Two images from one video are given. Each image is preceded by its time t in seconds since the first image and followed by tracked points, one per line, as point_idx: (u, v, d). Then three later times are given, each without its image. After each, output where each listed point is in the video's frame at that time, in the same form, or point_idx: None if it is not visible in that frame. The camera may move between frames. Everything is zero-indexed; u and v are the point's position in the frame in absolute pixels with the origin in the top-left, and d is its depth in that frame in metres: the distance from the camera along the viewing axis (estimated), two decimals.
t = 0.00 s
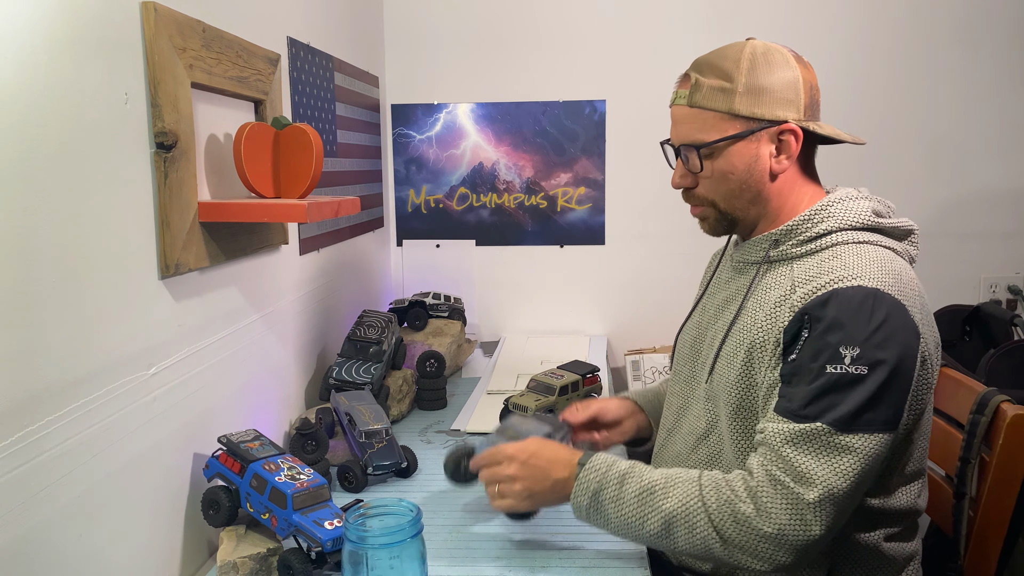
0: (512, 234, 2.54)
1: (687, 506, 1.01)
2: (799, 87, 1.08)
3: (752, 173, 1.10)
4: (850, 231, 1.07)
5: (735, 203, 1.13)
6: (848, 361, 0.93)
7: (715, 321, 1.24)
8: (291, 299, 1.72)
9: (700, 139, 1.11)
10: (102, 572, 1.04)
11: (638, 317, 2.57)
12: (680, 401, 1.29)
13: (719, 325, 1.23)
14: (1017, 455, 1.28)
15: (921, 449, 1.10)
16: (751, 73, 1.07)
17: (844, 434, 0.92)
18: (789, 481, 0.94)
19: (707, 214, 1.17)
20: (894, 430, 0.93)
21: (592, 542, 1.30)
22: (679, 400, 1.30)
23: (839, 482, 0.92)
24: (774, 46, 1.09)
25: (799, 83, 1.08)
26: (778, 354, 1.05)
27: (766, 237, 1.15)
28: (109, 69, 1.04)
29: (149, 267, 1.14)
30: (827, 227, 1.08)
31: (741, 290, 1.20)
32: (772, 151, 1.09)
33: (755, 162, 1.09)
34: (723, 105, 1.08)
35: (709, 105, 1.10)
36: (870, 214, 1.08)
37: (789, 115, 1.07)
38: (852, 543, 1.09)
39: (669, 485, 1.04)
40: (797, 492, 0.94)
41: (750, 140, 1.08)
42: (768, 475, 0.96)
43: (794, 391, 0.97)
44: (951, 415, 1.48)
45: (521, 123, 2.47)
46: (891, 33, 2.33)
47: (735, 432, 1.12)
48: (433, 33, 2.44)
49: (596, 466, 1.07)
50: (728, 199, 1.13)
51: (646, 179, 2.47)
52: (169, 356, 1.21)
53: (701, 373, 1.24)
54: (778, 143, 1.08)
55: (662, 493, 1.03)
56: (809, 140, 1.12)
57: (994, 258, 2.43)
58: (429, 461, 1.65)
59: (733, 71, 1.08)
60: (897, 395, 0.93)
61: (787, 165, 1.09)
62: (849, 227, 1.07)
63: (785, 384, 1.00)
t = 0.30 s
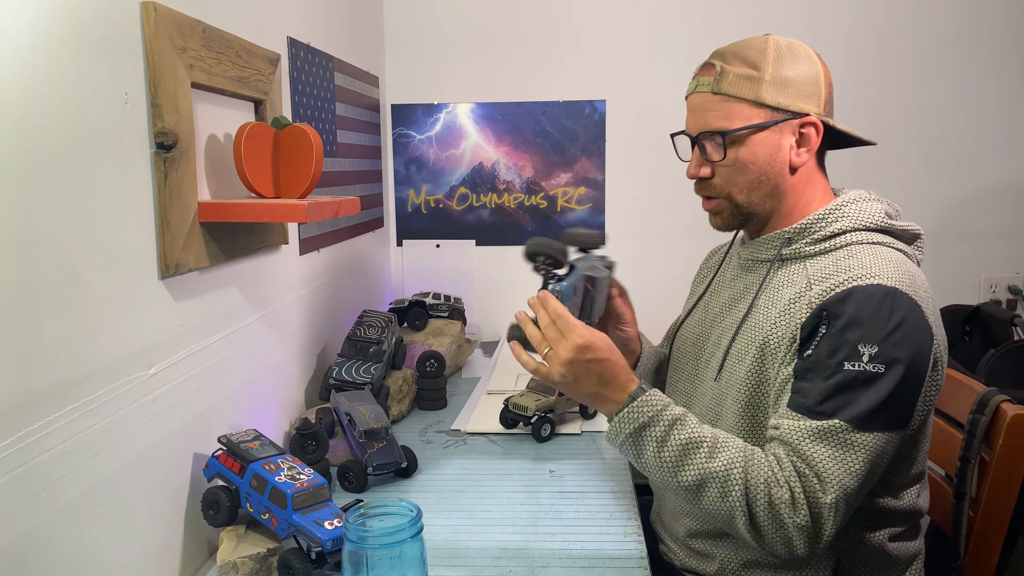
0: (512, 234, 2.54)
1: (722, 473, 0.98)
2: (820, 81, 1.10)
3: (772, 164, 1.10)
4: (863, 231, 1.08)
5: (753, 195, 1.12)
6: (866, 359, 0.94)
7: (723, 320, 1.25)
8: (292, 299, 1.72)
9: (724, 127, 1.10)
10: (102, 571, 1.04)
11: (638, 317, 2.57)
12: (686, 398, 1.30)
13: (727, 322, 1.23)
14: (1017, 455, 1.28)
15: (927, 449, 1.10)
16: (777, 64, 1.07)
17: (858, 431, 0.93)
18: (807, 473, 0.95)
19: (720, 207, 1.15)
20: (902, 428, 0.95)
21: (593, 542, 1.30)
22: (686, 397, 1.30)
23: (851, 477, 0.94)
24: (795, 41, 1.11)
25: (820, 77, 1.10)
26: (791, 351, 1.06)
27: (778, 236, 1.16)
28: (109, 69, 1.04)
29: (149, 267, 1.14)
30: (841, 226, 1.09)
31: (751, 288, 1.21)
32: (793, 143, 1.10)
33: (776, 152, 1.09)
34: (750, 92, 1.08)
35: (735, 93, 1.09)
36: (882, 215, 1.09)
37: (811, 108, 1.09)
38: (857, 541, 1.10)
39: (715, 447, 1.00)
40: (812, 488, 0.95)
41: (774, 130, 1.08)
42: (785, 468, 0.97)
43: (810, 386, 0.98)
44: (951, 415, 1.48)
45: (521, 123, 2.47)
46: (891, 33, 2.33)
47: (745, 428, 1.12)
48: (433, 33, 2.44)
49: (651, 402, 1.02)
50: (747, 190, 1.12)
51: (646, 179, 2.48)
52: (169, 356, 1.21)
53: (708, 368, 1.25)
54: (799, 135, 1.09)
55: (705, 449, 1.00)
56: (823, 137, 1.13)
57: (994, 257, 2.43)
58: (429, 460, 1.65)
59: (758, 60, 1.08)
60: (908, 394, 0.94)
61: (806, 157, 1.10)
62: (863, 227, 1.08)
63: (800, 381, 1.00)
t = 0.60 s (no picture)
0: (512, 234, 2.54)
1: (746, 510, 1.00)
2: (827, 79, 1.10)
3: (786, 162, 1.09)
4: (868, 234, 1.09)
5: (767, 195, 1.11)
6: (882, 368, 0.94)
7: (727, 324, 1.25)
8: (292, 299, 1.72)
9: (738, 126, 1.09)
10: (102, 572, 1.03)
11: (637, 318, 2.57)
12: (688, 401, 1.30)
13: (731, 326, 1.23)
14: (1018, 455, 1.28)
15: (936, 453, 1.10)
16: (787, 62, 1.07)
17: (882, 444, 0.93)
18: (834, 493, 0.95)
19: (733, 207, 1.14)
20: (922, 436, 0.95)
21: (593, 543, 1.30)
22: (688, 399, 1.30)
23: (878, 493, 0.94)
24: (800, 40, 1.11)
25: (827, 75, 1.10)
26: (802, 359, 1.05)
27: (784, 239, 1.15)
28: (108, 69, 1.04)
29: (149, 267, 1.14)
30: (846, 229, 1.09)
31: (756, 291, 1.21)
32: (805, 141, 1.10)
33: (788, 151, 1.09)
34: (761, 91, 1.07)
35: (746, 92, 1.08)
36: (887, 216, 1.09)
37: (821, 106, 1.09)
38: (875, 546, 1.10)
39: (734, 485, 1.02)
40: (843, 506, 0.94)
41: (787, 128, 1.07)
42: (811, 487, 0.96)
43: (827, 399, 0.98)
44: (951, 415, 1.49)
45: (521, 123, 2.47)
46: (891, 33, 2.33)
47: (756, 437, 1.12)
48: (433, 33, 2.44)
49: (664, 455, 1.05)
50: (761, 190, 1.11)
51: (646, 179, 2.48)
52: (169, 356, 1.21)
53: (711, 372, 1.25)
54: (810, 134, 1.09)
55: (723, 493, 1.02)
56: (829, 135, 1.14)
57: (994, 258, 2.43)
58: (429, 461, 1.65)
59: (768, 59, 1.08)
60: (926, 401, 0.95)
61: (816, 155, 1.10)
62: (868, 229, 1.08)
63: (814, 391, 1.00)
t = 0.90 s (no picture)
0: (512, 234, 2.54)
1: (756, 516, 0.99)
2: (830, 79, 1.10)
3: (787, 163, 1.09)
4: (870, 235, 1.09)
5: (768, 195, 1.11)
6: (886, 371, 0.94)
7: (728, 324, 1.25)
8: (292, 298, 1.72)
9: (739, 127, 1.09)
10: (101, 571, 1.03)
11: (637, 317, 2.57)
12: (687, 401, 1.30)
13: (732, 327, 1.23)
14: (1017, 455, 1.28)
15: (939, 453, 1.10)
16: (789, 62, 1.07)
17: (888, 448, 0.93)
18: (843, 497, 0.95)
19: (734, 207, 1.14)
20: (927, 438, 0.95)
21: (593, 543, 1.30)
22: (688, 400, 1.30)
23: (886, 496, 0.94)
24: (803, 40, 1.11)
25: (829, 75, 1.10)
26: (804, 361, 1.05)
27: (785, 240, 1.15)
28: (108, 68, 1.04)
29: (149, 267, 1.14)
30: (848, 230, 1.09)
31: (758, 292, 1.20)
32: (806, 141, 1.10)
33: (789, 151, 1.09)
34: (763, 92, 1.07)
35: (748, 92, 1.08)
36: (889, 218, 1.09)
37: (823, 106, 1.09)
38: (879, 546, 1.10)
39: (742, 492, 1.01)
40: (851, 510, 0.95)
41: (788, 129, 1.07)
42: (820, 493, 0.96)
43: (832, 402, 0.98)
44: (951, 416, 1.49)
45: (521, 123, 2.47)
46: (891, 33, 2.33)
47: (758, 439, 1.12)
48: (433, 33, 2.44)
49: (671, 462, 1.04)
50: (762, 190, 1.11)
51: (646, 179, 2.48)
52: (170, 356, 1.21)
53: (711, 373, 1.25)
54: (811, 134, 1.09)
55: (733, 499, 1.01)
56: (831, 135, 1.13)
57: (994, 258, 2.43)
58: (429, 461, 1.65)
59: (770, 59, 1.08)
60: (930, 403, 0.95)
61: (818, 155, 1.10)
62: (870, 230, 1.09)
63: (818, 394, 1.00)
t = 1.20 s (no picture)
0: (512, 234, 2.54)
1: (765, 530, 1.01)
2: (822, 79, 1.09)
3: (780, 164, 1.09)
4: (869, 234, 1.09)
5: (762, 197, 1.11)
6: (890, 371, 0.94)
7: (729, 325, 1.24)
8: (292, 298, 1.72)
9: (728, 131, 1.10)
10: (101, 571, 1.03)
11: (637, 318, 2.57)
12: (688, 402, 1.30)
13: (732, 329, 1.23)
14: (1017, 455, 1.28)
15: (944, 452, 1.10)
16: (776, 65, 1.07)
17: (897, 448, 0.93)
18: (854, 502, 0.95)
19: (730, 209, 1.15)
20: (935, 436, 0.96)
21: (593, 543, 1.30)
22: (688, 402, 1.30)
23: (898, 499, 0.94)
24: (794, 41, 1.11)
25: (822, 75, 1.09)
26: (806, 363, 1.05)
27: (784, 241, 1.15)
28: (108, 68, 1.04)
29: (149, 267, 1.14)
30: (847, 230, 1.09)
31: (758, 293, 1.20)
32: (798, 142, 1.09)
33: (782, 153, 1.09)
34: (751, 96, 1.08)
35: (737, 97, 1.09)
36: (887, 217, 1.10)
37: (815, 106, 1.08)
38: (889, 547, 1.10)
39: (748, 508, 1.04)
40: (864, 514, 0.95)
41: (779, 131, 1.08)
42: (830, 499, 0.97)
43: (835, 404, 0.98)
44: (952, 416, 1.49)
45: (521, 123, 2.47)
46: (891, 33, 2.33)
47: (761, 441, 1.12)
48: (433, 33, 2.44)
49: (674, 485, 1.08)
50: (756, 192, 1.11)
51: (646, 179, 2.48)
52: (169, 356, 1.21)
53: (712, 375, 1.25)
54: (804, 134, 1.09)
55: (738, 518, 1.04)
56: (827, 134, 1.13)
57: (994, 258, 2.43)
58: (429, 461, 1.65)
59: (758, 62, 1.08)
60: (935, 402, 0.95)
61: (812, 155, 1.10)
62: (869, 230, 1.09)
63: (821, 396, 1.00)
